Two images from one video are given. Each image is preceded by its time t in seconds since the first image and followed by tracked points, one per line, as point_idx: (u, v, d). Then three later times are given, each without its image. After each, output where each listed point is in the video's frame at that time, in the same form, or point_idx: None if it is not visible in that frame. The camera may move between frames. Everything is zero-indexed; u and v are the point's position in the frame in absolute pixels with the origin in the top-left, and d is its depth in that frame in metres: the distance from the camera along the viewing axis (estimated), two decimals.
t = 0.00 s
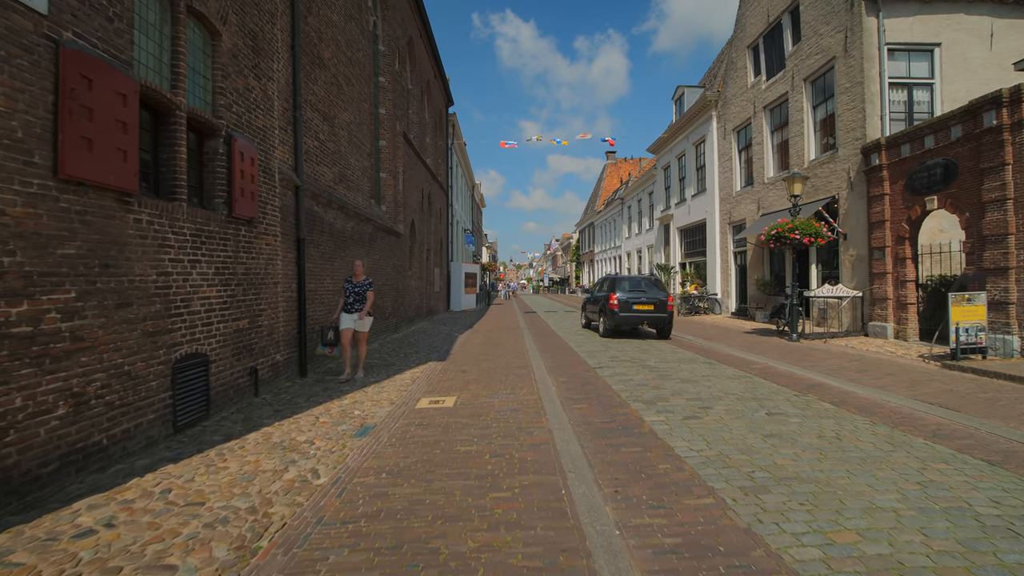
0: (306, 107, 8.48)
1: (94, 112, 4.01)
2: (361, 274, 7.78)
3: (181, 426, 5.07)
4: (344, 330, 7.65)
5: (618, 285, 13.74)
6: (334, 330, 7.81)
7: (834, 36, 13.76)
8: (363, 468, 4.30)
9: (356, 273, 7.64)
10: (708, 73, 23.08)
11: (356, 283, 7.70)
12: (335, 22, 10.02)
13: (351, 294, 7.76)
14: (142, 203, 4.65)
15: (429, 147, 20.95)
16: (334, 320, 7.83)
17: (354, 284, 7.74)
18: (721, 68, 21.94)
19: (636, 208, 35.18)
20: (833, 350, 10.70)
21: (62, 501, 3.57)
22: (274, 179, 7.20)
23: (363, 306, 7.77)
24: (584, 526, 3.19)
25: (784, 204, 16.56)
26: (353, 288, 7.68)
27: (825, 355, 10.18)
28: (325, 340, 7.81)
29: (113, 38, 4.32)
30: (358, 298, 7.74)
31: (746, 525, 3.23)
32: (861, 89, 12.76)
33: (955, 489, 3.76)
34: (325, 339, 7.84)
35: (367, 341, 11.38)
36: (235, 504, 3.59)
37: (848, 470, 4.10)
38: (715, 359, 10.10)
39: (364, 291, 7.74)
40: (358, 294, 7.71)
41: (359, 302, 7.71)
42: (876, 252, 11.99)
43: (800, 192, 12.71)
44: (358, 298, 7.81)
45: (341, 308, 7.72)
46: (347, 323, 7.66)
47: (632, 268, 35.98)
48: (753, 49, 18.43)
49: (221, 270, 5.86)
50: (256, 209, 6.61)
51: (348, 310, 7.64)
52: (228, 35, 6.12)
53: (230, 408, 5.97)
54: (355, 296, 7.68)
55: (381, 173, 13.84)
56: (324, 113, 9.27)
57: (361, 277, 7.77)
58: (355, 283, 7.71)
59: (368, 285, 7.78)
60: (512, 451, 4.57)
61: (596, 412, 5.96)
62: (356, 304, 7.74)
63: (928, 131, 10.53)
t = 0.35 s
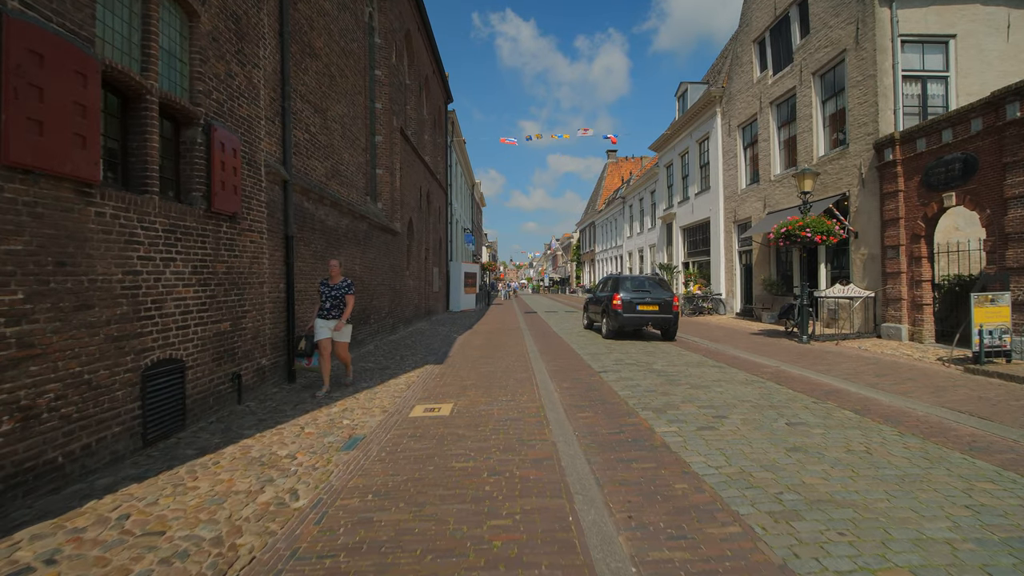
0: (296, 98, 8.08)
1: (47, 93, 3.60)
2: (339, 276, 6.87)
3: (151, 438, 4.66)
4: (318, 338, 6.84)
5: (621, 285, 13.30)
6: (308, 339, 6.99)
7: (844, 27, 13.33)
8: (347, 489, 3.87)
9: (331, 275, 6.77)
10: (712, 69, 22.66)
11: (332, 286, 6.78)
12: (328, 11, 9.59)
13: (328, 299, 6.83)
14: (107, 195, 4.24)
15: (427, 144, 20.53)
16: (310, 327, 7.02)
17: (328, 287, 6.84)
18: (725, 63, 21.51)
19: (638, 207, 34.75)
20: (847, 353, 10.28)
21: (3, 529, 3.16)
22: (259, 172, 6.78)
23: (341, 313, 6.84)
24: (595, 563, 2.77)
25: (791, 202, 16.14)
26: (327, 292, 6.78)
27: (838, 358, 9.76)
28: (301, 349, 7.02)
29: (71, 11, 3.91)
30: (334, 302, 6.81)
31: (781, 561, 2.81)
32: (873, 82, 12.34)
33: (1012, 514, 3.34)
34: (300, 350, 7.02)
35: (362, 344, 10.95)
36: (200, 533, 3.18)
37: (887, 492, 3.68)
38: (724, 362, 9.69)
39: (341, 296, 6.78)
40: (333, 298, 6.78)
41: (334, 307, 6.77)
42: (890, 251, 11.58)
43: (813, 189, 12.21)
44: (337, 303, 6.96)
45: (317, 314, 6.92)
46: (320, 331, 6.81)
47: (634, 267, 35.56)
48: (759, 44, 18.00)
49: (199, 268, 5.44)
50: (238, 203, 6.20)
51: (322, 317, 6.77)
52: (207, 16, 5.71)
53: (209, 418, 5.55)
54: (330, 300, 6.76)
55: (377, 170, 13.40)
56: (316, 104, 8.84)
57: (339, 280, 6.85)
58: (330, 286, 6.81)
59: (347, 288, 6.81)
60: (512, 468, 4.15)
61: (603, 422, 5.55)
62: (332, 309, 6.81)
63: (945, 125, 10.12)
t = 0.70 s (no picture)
0: (286, 88, 7.63)
1: None
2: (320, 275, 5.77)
3: (117, 454, 4.22)
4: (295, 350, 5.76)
5: (627, 285, 12.84)
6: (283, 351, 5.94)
7: (857, 18, 12.89)
8: (330, 515, 3.42)
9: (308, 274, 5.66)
10: (717, 64, 22.23)
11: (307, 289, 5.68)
12: None
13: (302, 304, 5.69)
14: (64, 184, 3.80)
15: (427, 141, 20.11)
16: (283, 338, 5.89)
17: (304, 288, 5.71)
18: (731, 59, 21.07)
19: (640, 206, 34.31)
20: (863, 356, 9.85)
21: None
22: (244, 164, 6.32)
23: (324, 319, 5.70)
24: None
25: (801, 200, 15.69)
26: (305, 295, 5.65)
27: (856, 361, 9.33)
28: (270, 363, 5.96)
29: None
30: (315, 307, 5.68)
31: None
32: (889, 75, 11.89)
33: None
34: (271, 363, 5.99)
35: (358, 346, 10.50)
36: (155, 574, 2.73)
37: (945, 521, 3.22)
38: (736, 365, 9.26)
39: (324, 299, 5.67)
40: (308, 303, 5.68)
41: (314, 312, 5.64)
42: (908, 249, 11.12)
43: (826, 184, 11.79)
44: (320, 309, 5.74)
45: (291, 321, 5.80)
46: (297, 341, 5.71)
47: (636, 267, 35.15)
48: (767, 38, 17.56)
49: (174, 266, 4.99)
50: (220, 197, 5.75)
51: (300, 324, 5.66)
52: None
53: (186, 429, 5.10)
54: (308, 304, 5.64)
55: (374, 166, 12.94)
56: (308, 95, 8.39)
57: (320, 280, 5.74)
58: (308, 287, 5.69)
59: (331, 290, 5.71)
60: (516, 490, 3.70)
61: (615, 434, 5.10)
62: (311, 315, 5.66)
63: (967, 117, 9.67)
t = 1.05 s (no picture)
0: (276, 79, 7.19)
1: None
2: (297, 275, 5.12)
3: (78, 479, 3.81)
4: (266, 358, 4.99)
5: (633, 287, 12.41)
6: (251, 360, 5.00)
7: (871, 10, 12.46)
8: (309, 553, 2.99)
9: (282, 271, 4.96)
10: (723, 61, 21.80)
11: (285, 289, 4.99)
12: None
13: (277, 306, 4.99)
14: (14, 177, 3.40)
15: (427, 139, 19.71)
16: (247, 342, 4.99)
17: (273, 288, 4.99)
18: (737, 55, 20.65)
19: (643, 205, 33.87)
20: (882, 362, 9.42)
21: None
22: (228, 158, 5.89)
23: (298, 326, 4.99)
24: None
25: (811, 198, 15.26)
26: (275, 296, 4.92)
27: (875, 367, 8.90)
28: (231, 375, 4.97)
29: None
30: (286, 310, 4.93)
31: None
32: (906, 68, 11.46)
33: None
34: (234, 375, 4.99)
35: (354, 350, 10.08)
36: None
37: (1019, 564, 2.79)
38: (749, 371, 8.84)
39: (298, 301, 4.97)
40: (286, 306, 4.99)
41: (286, 316, 4.90)
42: (926, 249, 10.69)
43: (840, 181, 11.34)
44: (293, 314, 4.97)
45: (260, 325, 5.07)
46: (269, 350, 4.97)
47: (639, 268, 34.71)
48: (775, 32, 17.14)
49: (147, 269, 4.58)
50: (200, 193, 5.32)
51: (269, 330, 4.93)
52: None
53: (160, 447, 4.67)
54: (279, 307, 4.90)
55: (372, 163, 12.50)
56: (300, 88, 7.96)
57: (296, 279, 5.06)
58: (280, 287, 4.98)
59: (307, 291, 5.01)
60: (521, 523, 3.27)
61: (628, 452, 4.68)
62: (283, 320, 4.93)
63: (992, 111, 9.24)
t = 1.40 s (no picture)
0: (260, 62, 6.68)
1: None
2: (239, 275, 3.98)
3: (21, 504, 3.34)
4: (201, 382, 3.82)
5: (639, 286, 11.91)
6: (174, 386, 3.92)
7: None
8: None
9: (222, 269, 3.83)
10: (730, 55, 21.31)
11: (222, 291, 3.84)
12: None
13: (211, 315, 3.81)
14: None
15: (426, 134, 19.21)
16: (180, 361, 4.10)
17: (208, 293, 3.80)
18: (744, 48, 20.17)
19: (646, 203, 33.38)
20: (905, 365, 8.92)
21: None
22: (205, 143, 5.38)
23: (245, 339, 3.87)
24: None
25: (823, 194, 14.75)
26: (211, 302, 3.76)
27: (899, 371, 8.41)
28: (150, 405, 3.88)
29: None
30: (228, 320, 3.77)
31: None
32: (926, 57, 10.97)
33: None
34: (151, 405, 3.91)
35: (348, 352, 9.60)
36: None
37: None
38: (765, 375, 8.35)
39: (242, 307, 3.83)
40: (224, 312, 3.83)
41: (227, 328, 3.75)
42: (949, 246, 10.19)
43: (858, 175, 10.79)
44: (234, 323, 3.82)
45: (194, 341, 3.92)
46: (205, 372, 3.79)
47: (643, 267, 34.21)
48: (785, 24, 16.65)
49: (106, 263, 4.07)
50: (172, 180, 4.81)
51: (201, 347, 3.72)
52: None
53: (122, 462, 4.20)
54: (217, 316, 3.74)
55: (368, 157, 11.99)
56: (288, 73, 7.45)
57: (239, 280, 3.94)
58: (218, 290, 3.81)
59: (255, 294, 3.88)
60: (529, 560, 2.78)
61: (645, 469, 4.19)
62: (223, 333, 3.75)
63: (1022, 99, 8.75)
